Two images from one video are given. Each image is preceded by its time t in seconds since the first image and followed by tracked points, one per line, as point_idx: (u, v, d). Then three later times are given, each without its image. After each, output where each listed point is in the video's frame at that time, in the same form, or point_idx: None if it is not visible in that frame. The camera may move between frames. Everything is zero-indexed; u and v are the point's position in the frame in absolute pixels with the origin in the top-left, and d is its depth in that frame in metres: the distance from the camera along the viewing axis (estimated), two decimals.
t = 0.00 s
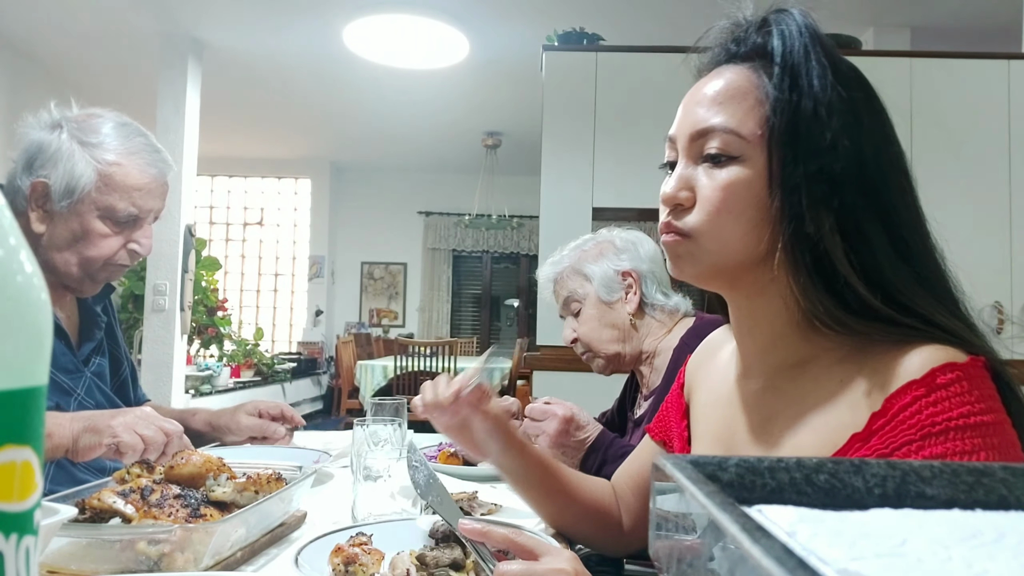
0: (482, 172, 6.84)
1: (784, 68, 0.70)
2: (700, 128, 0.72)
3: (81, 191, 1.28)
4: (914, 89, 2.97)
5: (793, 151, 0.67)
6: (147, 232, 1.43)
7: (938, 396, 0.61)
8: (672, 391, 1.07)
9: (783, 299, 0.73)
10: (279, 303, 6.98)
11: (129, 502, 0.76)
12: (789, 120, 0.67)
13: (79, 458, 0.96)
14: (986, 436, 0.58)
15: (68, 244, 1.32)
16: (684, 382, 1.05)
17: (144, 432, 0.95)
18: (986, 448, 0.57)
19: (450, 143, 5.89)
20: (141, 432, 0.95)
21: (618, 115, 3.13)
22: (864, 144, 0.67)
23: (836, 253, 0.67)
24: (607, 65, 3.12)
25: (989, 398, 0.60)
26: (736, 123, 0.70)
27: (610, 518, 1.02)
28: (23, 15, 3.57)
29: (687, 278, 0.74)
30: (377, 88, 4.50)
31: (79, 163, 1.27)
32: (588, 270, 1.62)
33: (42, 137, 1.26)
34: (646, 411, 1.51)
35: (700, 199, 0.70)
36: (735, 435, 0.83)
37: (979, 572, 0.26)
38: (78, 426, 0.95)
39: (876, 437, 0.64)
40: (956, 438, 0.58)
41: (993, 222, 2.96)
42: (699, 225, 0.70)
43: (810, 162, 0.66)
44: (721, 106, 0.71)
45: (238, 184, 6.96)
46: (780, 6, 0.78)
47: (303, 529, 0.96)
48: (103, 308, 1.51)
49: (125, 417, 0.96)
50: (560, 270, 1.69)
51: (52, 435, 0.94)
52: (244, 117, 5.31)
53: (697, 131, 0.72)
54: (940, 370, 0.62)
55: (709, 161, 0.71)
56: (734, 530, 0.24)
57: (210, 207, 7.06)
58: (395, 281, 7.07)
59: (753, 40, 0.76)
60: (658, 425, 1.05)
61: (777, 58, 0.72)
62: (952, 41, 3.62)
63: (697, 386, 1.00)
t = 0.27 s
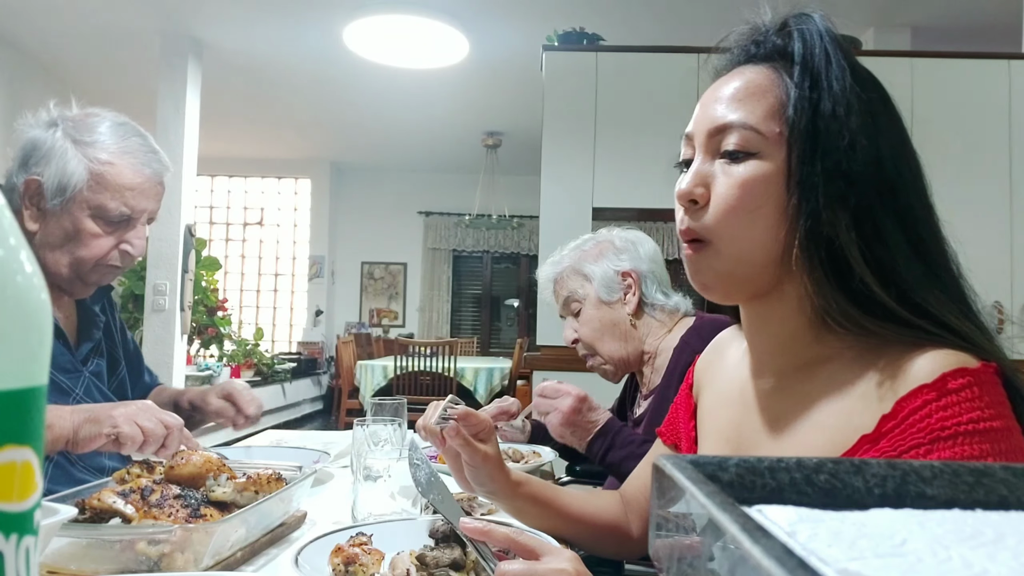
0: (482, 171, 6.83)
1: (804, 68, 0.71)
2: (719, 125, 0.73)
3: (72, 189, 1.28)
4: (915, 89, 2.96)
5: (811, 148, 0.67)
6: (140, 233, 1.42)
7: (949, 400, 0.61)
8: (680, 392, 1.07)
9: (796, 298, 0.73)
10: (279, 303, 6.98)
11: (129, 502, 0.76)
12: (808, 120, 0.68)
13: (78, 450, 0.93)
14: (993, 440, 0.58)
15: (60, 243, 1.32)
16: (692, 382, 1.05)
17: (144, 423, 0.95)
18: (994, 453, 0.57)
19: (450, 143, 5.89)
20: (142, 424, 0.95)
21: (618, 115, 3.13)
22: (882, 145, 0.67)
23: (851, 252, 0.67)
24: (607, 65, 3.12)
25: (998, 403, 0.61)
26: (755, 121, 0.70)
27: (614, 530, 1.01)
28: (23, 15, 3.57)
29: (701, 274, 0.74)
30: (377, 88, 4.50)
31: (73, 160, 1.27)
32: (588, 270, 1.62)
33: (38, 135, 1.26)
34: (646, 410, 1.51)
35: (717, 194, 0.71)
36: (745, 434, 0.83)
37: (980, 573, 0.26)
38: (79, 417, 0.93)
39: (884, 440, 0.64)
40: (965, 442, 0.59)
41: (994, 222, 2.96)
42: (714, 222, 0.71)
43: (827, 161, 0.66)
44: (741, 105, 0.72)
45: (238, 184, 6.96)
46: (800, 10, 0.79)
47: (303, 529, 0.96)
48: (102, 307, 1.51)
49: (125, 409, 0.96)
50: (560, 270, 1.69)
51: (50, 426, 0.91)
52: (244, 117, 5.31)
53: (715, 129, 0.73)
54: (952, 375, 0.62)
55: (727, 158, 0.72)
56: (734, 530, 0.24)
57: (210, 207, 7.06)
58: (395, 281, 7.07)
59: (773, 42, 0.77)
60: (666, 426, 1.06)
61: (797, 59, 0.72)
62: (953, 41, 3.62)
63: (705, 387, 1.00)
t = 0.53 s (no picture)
0: (482, 172, 6.84)
1: (818, 72, 0.70)
2: (735, 132, 0.72)
3: (71, 189, 1.27)
4: (914, 89, 2.96)
5: (828, 153, 0.67)
6: (139, 233, 1.42)
7: (962, 399, 0.61)
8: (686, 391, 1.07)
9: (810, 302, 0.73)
10: (279, 303, 6.98)
11: (129, 502, 0.76)
12: (825, 125, 0.68)
13: (83, 448, 0.93)
14: (1005, 440, 0.58)
15: (59, 243, 1.32)
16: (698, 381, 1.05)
17: (148, 421, 0.95)
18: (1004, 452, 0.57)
19: (450, 143, 5.89)
20: (147, 422, 0.95)
21: (618, 115, 3.13)
22: (897, 148, 0.67)
23: (867, 257, 0.67)
24: (607, 65, 3.12)
25: (1013, 403, 0.60)
26: (771, 127, 0.70)
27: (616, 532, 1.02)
28: (23, 15, 3.57)
29: (720, 281, 0.74)
30: (376, 88, 4.50)
31: (71, 160, 1.27)
32: (589, 269, 1.62)
33: (37, 135, 1.27)
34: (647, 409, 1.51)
35: (736, 203, 0.70)
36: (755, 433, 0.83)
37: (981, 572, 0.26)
38: (85, 416, 0.94)
39: (898, 436, 0.64)
40: (978, 441, 0.58)
41: (993, 222, 2.96)
42: (733, 230, 0.70)
43: (844, 166, 0.67)
44: (756, 111, 0.72)
45: (238, 184, 6.96)
46: (809, 13, 0.79)
47: (304, 528, 0.96)
48: (101, 308, 1.51)
49: (130, 407, 0.97)
50: (561, 268, 1.69)
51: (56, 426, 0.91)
52: (244, 118, 5.31)
53: (732, 135, 0.72)
54: (967, 376, 0.62)
55: (744, 166, 0.71)
56: (734, 530, 0.24)
57: (210, 207, 7.06)
58: (395, 281, 7.07)
59: (783, 45, 0.77)
60: (673, 427, 1.06)
61: (811, 62, 0.72)
62: (953, 41, 3.62)
63: (712, 385, 1.00)
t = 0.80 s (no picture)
0: (482, 172, 6.84)
1: (838, 76, 0.71)
2: (759, 129, 0.71)
3: (72, 190, 1.27)
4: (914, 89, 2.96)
5: (849, 155, 0.68)
6: (140, 233, 1.42)
7: (969, 390, 0.62)
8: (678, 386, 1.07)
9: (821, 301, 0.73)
10: (279, 303, 6.98)
11: (129, 502, 0.76)
12: (846, 127, 0.68)
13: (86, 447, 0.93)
14: (1009, 430, 0.59)
15: (60, 244, 1.32)
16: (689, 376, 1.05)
17: (153, 424, 0.95)
18: (1009, 442, 0.59)
19: (450, 143, 5.89)
20: (151, 425, 0.95)
21: (618, 115, 3.13)
22: (908, 154, 0.70)
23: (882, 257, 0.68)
24: (607, 65, 3.12)
25: (1014, 394, 0.62)
26: (796, 126, 0.70)
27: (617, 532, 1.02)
28: (23, 15, 3.57)
29: (738, 278, 0.72)
30: (376, 88, 4.50)
31: (73, 161, 1.27)
32: (587, 272, 1.62)
33: (38, 136, 1.26)
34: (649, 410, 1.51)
35: (763, 199, 0.68)
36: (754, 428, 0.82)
37: (980, 571, 0.26)
38: (92, 415, 0.94)
39: (904, 425, 0.65)
40: (984, 430, 0.60)
41: (994, 222, 2.96)
42: (757, 226, 0.69)
43: (863, 169, 0.68)
44: (779, 110, 0.71)
45: (238, 184, 6.96)
46: (817, 20, 0.80)
47: (303, 528, 0.96)
48: (102, 307, 1.51)
49: (135, 408, 0.97)
50: (560, 272, 1.69)
51: (63, 422, 0.92)
52: (244, 118, 5.31)
53: (755, 132, 0.71)
54: (972, 367, 0.63)
55: (769, 163, 0.70)
56: (733, 529, 0.25)
57: (210, 207, 7.06)
58: (395, 281, 7.07)
59: (795, 48, 0.77)
60: (665, 424, 1.04)
61: (830, 66, 0.73)
62: (953, 41, 3.61)
63: (704, 378, 1.00)
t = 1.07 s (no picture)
0: (482, 172, 6.84)
1: (838, 81, 0.72)
2: (760, 128, 0.70)
3: (73, 190, 1.27)
4: (914, 89, 2.97)
5: (845, 161, 0.69)
6: (141, 234, 1.42)
7: (953, 389, 0.63)
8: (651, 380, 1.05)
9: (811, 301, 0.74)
10: (279, 303, 6.98)
11: (128, 502, 0.76)
12: (844, 133, 0.69)
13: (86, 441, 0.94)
14: (992, 428, 0.61)
15: (61, 244, 1.32)
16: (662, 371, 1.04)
17: (154, 420, 0.96)
18: (991, 441, 0.61)
19: (450, 143, 5.89)
20: (153, 422, 0.95)
21: (618, 115, 3.13)
22: (897, 162, 0.71)
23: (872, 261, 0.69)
24: (607, 65, 3.12)
25: (992, 392, 0.64)
26: (798, 127, 0.69)
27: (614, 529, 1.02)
28: (22, 16, 3.57)
29: (732, 275, 0.71)
30: (376, 88, 4.50)
31: (74, 162, 1.27)
32: (584, 275, 1.61)
33: (39, 135, 1.26)
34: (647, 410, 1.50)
35: (763, 197, 0.68)
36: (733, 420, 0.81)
37: (979, 571, 0.27)
38: (95, 407, 0.94)
39: (890, 423, 0.66)
40: (967, 428, 0.62)
41: (994, 222, 2.96)
42: (756, 224, 0.68)
43: (858, 175, 0.69)
44: (781, 110, 0.71)
45: (238, 184, 6.96)
46: (815, 24, 0.81)
47: (303, 528, 0.96)
48: (104, 307, 1.51)
49: (139, 404, 0.97)
50: (558, 274, 1.69)
51: (65, 413, 0.92)
52: (245, 118, 5.31)
53: (756, 130, 0.70)
54: (956, 368, 0.64)
55: (767, 162, 0.70)
56: (734, 530, 0.24)
57: (210, 207, 7.06)
58: (395, 281, 7.07)
59: (794, 50, 0.77)
60: (642, 417, 1.03)
61: (831, 70, 0.73)
62: (952, 41, 3.62)
63: (678, 368, 0.99)
